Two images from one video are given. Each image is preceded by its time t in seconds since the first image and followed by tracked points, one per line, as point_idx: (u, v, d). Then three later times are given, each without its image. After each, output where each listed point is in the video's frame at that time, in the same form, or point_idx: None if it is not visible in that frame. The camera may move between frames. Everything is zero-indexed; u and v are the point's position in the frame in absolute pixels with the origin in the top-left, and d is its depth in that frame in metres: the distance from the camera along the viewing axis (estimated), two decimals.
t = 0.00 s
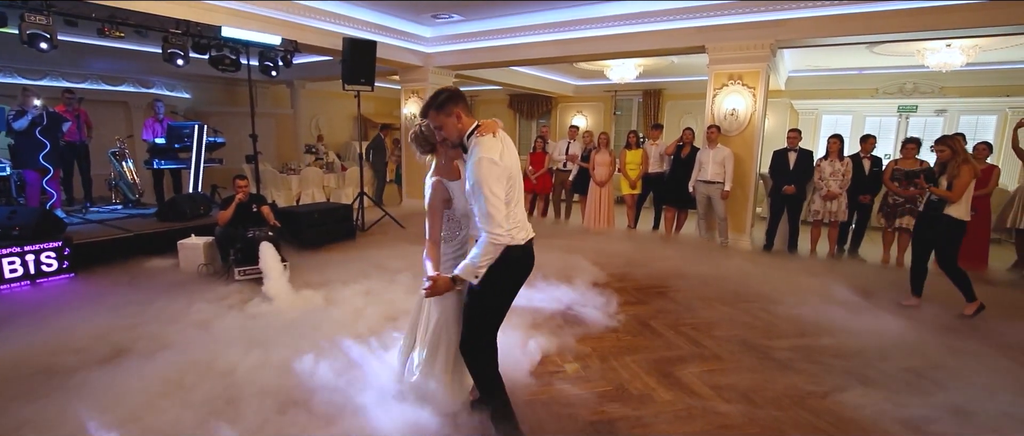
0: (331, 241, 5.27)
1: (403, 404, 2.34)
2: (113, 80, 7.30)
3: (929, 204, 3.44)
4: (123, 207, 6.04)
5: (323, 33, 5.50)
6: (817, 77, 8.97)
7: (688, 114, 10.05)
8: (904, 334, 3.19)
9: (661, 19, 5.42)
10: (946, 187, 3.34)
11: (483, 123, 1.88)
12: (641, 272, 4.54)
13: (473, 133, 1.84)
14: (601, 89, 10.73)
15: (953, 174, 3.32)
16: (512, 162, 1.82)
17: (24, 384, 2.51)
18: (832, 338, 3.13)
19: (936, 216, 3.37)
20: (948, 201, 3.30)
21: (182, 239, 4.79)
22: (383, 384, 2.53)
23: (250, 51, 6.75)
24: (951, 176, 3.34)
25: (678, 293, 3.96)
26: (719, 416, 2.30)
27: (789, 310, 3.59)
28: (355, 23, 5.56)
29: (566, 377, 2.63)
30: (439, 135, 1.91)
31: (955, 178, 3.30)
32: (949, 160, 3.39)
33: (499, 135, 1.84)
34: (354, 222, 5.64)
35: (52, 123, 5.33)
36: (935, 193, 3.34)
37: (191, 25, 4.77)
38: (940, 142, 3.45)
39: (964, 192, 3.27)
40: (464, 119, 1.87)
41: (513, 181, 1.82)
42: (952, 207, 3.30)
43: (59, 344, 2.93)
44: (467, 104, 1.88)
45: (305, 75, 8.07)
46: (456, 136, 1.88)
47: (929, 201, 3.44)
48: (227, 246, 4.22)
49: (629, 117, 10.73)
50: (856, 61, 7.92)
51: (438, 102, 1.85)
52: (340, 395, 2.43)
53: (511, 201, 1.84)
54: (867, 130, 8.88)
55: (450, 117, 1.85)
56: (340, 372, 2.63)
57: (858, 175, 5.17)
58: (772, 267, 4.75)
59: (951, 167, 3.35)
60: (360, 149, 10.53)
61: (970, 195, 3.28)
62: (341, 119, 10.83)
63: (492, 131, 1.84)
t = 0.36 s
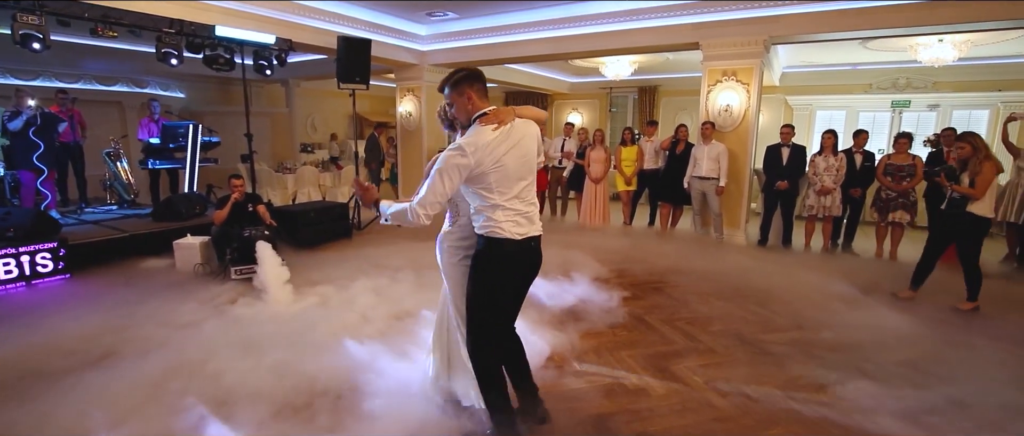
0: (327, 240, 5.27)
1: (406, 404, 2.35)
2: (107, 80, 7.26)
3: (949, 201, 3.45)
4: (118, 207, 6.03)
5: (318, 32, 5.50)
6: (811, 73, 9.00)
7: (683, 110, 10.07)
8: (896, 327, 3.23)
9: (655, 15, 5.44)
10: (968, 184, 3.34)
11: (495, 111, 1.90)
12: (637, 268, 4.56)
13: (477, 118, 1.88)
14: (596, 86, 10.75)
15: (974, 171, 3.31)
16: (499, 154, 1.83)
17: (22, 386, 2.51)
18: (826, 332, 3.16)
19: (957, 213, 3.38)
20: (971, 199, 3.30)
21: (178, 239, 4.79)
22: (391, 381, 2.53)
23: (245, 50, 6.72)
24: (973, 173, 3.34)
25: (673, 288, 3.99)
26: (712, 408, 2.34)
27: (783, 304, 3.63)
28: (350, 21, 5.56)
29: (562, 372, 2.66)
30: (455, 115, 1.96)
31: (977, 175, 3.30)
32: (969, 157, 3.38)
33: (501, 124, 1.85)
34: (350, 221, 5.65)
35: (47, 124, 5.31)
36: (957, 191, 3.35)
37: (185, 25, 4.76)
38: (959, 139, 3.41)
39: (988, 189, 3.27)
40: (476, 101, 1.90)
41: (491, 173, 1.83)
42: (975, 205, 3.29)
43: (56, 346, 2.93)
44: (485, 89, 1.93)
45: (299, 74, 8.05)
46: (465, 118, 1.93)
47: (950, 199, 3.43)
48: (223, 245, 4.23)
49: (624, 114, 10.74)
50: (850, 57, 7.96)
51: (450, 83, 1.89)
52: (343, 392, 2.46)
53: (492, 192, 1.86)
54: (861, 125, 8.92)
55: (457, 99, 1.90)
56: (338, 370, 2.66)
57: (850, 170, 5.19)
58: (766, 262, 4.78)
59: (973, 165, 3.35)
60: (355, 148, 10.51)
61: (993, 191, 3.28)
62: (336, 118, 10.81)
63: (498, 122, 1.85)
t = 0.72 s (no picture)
0: (318, 239, 5.25)
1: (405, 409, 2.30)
2: (93, 80, 7.18)
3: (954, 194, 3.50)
4: (106, 208, 5.97)
5: (308, 31, 5.47)
6: (800, 70, 9.09)
7: (674, 107, 10.12)
8: (882, 320, 3.28)
9: (644, 13, 5.47)
10: (971, 177, 3.39)
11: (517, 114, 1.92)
12: (628, 265, 4.59)
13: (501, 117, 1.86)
14: (587, 84, 10.78)
15: (977, 164, 3.36)
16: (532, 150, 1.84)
17: (10, 389, 2.49)
18: (813, 326, 3.20)
19: (960, 206, 3.43)
20: (973, 192, 3.35)
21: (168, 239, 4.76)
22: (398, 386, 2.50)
23: (233, 48, 6.68)
24: (977, 166, 3.38)
25: (664, 285, 4.02)
26: (699, 403, 2.37)
27: (772, 299, 3.66)
28: (340, 20, 5.55)
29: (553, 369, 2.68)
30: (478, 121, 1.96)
31: (980, 168, 3.35)
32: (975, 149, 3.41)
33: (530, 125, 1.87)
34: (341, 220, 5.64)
35: (33, 124, 5.25)
36: (960, 183, 3.41)
37: (173, 24, 4.72)
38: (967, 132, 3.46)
39: (993, 181, 3.30)
40: (495, 104, 1.90)
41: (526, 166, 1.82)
42: (977, 198, 3.34)
43: (44, 348, 2.91)
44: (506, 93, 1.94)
45: (289, 73, 8.01)
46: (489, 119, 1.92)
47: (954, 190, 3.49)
48: (213, 246, 4.22)
49: (615, 111, 10.78)
50: (837, 54, 8.04)
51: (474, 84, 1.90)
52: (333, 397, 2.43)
53: (523, 188, 1.83)
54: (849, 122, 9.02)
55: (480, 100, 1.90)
56: (326, 370, 2.67)
57: (837, 166, 5.26)
58: (756, 258, 4.83)
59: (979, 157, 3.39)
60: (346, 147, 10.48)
61: (996, 185, 3.32)
62: (327, 117, 10.76)
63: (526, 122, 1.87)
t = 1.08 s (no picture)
0: (303, 241, 5.20)
1: (405, 422, 2.22)
2: (73, 78, 7.06)
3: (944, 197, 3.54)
4: (85, 208, 5.86)
5: (293, 30, 5.43)
6: (783, 73, 9.22)
7: (660, 109, 10.21)
8: (862, 320, 3.33)
9: (630, 16, 5.51)
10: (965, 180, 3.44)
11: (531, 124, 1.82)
12: (614, 266, 4.61)
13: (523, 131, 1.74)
14: (574, 86, 10.82)
15: (970, 166, 3.43)
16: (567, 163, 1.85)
17: None
18: (796, 326, 3.24)
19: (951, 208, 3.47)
20: (970, 194, 3.39)
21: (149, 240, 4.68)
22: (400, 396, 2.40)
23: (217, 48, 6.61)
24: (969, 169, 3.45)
25: (649, 285, 4.05)
26: (683, 403, 2.38)
27: (756, 300, 3.70)
28: (325, 19, 5.51)
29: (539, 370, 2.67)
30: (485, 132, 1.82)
31: (973, 170, 3.41)
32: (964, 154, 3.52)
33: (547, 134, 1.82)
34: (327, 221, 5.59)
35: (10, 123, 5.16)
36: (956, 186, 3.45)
37: (155, 22, 4.66)
38: (956, 136, 3.56)
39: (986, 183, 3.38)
40: (509, 117, 1.75)
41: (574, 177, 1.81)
42: (973, 201, 3.39)
43: (19, 353, 2.84)
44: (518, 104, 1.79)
45: (274, 72, 7.94)
46: (504, 134, 1.77)
47: (945, 192, 3.53)
48: (195, 247, 4.16)
49: (602, 113, 10.84)
50: (819, 58, 8.18)
51: (484, 97, 1.74)
52: (315, 403, 2.38)
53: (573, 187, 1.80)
54: (831, 125, 9.17)
55: (494, 115, 1.74)
56: (309, 374, 2.63)
57: (819, 167, 5.33)
58: (740, 258, 4.88)
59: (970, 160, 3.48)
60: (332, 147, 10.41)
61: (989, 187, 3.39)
62: (313, 117, 10.69)
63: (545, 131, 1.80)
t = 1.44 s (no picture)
0: (289, 242, 5.14)
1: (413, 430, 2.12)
2: (52, 75, 6.93)
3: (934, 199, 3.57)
4: (64, 208, 5.71)
5: (280, 29, 5.38)
6: (768, 77, 9.35)
7: (647, 112, 10.29)
8: (845, 320, 3.39)
9: (619, 19, 5.55)
10: (959, 185, 3.57)
11: (555, 117, 1.63)
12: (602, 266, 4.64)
13: (538, 131, 1.57)
14: (562, 87, 10.87)
15: (964, 172, 3.57)
16: (586, 159, 1.59)
17: None
18: (780, 327, 3.28)
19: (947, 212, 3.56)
20: (965, 199, 3.53)
21: (131, 241, 4.59)
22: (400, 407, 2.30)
23: (202, 46, 6.52)
24: (962, 174, 3.59)
25: (638, 286, 4.07)
26: (671, 404, 2.39)
27: (741, 301, 3.75)
28: (313, 18, 5.47)
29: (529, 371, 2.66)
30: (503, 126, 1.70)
31: (968, 176, 3.55)
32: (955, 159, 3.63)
33: (568, 131, 1.58)
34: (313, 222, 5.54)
35: None
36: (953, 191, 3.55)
37: (137, 19, 4.58)
38: (946, 143, 3.69)
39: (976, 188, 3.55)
40: (523, 115, 1.60)
41: (588, 180, 1.58)
42: (968, 205, 3.54)
43: None
44: (535, 97, 1.62)
45: (260, 71, 7.85)
46: (517, 131, 1.64)
47: (943, 197, 3.52)
48: (179, 247, 4.11)
49: (589, 115, 10.90)
50: (802, 62, 8.31)
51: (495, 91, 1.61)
52: (304, 409, 2.35)
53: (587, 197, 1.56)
54: (814, 129, 9.31)
55: (506, 111, 1.61)
56: (296, 378, 2.60)
57: (803, 170, 5.42)
58: (726, 260, 4.94)
59: (962, 166, 3.61)
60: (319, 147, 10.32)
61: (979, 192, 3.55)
62: (299, 117, 10.59)
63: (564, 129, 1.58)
